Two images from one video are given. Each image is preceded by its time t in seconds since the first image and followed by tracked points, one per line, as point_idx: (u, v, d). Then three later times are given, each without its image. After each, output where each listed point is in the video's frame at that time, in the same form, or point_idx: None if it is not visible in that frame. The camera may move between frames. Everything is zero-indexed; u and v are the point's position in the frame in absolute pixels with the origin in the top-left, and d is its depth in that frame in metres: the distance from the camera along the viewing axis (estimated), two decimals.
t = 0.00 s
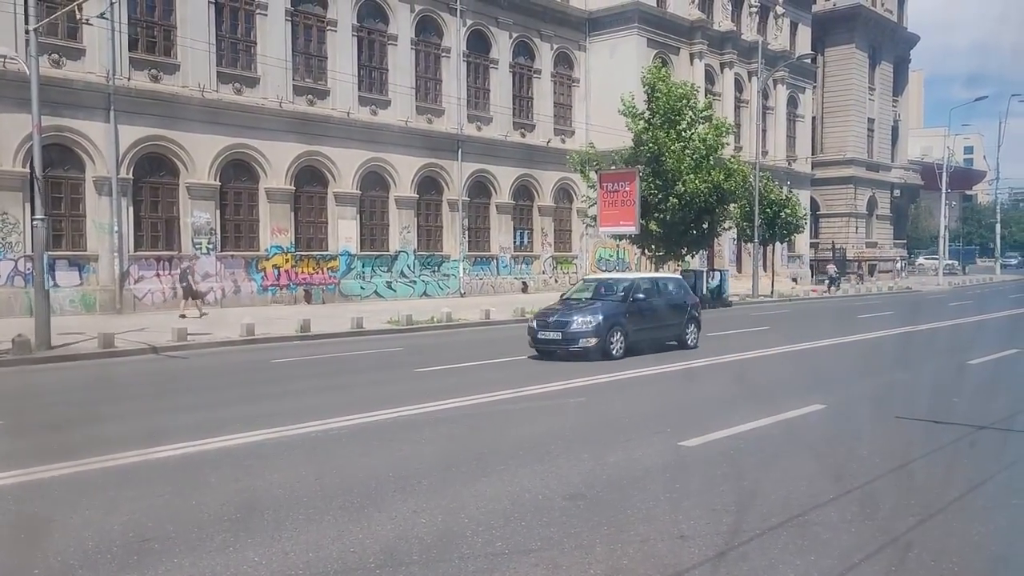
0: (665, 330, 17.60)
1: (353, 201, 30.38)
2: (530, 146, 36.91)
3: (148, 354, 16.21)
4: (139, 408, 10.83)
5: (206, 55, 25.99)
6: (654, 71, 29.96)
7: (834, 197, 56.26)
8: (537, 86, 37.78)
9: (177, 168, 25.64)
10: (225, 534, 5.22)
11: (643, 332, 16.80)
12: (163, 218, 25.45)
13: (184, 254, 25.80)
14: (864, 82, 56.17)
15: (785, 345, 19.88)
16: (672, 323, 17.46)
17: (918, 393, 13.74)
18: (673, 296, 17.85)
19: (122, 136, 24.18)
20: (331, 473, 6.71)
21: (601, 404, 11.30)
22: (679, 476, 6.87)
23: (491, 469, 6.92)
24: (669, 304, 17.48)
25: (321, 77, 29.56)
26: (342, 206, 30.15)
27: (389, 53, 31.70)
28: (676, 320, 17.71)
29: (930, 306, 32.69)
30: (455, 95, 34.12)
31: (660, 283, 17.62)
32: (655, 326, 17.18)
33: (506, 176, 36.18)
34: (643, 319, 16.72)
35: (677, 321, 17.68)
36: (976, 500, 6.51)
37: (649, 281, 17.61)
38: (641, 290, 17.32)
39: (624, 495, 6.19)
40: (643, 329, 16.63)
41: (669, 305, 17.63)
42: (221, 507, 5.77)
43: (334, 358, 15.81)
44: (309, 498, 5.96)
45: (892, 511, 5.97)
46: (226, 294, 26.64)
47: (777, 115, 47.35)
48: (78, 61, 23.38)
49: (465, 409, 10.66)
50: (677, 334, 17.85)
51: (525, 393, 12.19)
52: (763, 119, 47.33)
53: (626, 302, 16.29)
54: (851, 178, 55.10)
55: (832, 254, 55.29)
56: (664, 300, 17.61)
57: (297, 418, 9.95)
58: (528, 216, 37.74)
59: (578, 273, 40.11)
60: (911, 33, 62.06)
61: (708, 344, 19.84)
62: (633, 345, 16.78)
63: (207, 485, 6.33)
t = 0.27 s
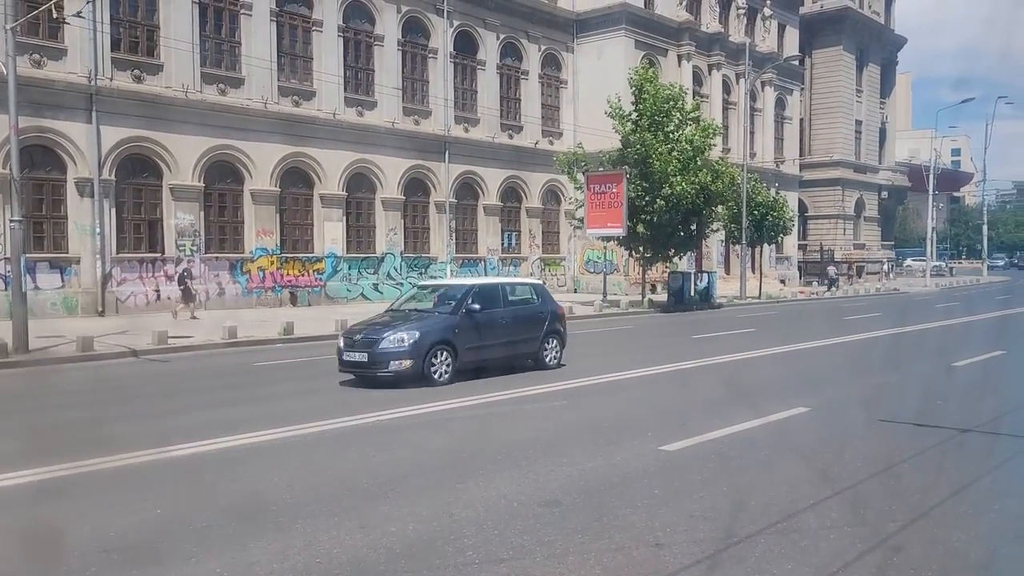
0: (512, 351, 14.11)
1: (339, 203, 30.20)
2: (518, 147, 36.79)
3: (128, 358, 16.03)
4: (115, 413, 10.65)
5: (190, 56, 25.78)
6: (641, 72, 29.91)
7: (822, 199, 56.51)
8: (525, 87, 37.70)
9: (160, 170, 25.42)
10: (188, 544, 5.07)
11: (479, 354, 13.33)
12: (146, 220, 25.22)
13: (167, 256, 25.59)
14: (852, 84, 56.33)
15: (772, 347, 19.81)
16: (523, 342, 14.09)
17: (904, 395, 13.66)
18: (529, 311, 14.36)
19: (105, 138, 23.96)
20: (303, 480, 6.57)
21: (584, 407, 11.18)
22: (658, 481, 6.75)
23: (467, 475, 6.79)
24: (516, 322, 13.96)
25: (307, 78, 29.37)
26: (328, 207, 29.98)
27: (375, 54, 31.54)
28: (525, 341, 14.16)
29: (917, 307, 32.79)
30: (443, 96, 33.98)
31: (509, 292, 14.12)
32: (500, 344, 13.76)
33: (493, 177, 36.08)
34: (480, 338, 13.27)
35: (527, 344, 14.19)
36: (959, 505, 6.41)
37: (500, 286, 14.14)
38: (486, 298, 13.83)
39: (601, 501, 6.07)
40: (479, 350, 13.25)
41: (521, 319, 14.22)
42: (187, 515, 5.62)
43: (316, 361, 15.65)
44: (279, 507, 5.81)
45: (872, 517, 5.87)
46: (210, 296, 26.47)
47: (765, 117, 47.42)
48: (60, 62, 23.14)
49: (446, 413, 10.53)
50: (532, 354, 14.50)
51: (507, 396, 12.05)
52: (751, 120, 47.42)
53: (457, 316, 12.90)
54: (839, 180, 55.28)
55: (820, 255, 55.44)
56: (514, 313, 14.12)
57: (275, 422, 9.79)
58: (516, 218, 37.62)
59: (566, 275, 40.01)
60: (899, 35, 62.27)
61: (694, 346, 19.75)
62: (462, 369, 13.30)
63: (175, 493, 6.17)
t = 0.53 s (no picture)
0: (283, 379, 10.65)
1: (324, 205, 29.98)
2: (506, 150, 36.63)
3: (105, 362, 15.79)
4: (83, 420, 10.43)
5: (172, 56, 25.53)
6: (628, 74, 29.82)
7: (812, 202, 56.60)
8: (512, 89, 37.56)
9: (142, 171, 25.14)
10: (138, 559, 4.88)
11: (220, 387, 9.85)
12: (128, 222, 24.92)
13: (149, 258, 25.30)
14: (840, 87, 56.42)
15: (757, 351, 19.69)
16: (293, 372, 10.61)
17: (888, 399, 13.54)
18: (295, 330, 10.72)
19: (86, 139, 23.69)
20: (267, 489, 6.38)
21: (563, 412, 11.02)
22: (630, 489, 6.60)
23: (435, 483, 6.61)
24: (269, 347, 10.32)
25: (292, 79, 29.17)
26: (313, 209, 29.74)
27: (361, 56, 31.36)
28: (283, 378, 10.49)
29: (903, 310, 32.80)
30: (430, 98, 33.81)
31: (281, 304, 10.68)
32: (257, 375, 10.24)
33: (481, 180, 35.90)
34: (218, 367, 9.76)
35: (289, 377, 10.57)
36: (938, 515, 6.27)
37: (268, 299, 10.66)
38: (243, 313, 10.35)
39: (571, 511, 5.90)
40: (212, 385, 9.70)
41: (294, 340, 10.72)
42: (140, 529, 5.43)
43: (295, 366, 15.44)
44: (238, 519, 5.63)
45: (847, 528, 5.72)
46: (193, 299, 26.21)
47: (754, 120, 47.39)
48: (40, 61, 22.86)
49: (422, 418, 10.35)
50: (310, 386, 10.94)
51: (487, 401, 11.87)
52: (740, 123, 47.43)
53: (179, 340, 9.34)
54: (827, 183, 55.42)
55: (809, 258, 55.55)
56: (285, 332, 10.64)
57: (246, 428, 9.60)
58: (504, 220, 37.45)
59: (554, 278, 39.85)
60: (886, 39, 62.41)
61: (680, 350, 19.61)
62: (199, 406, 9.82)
63: (132, 503, 5.98)
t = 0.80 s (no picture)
0: None
1: (306, 204, 29.67)
2: (490, 149, 36.39)
3: (74, 364, 15.48)
4: (44, 426, 10.16)
5: (149, 54, 25.19)
6: (612, 73, 29.64)
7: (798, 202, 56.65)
8: (497, 88, 37.32)
9: (119, 170, 24.80)
10: None
11: None
12: (104, 222, 24.57)
13: (127, 259, 24.96)
14: (827, 87, 56.43)
15: (738, 352, 19.52)
16: None
17: (869, 401, 13.38)
18: None
19: (61, 137, 23.33)
20: (217, 501, 6.14)
21: (536, 415, 10.82)
22: (596, 497, 6.40)
23: (394, 491, 6.40)
24: None
25: (272, 77, 28.86)
26: (294, 209, 29.42)
27: (343, 54, 31.06)
28: None
29: (887, 311, 32.76)
30: (413, 97, 33.53)
31: None
32: None
33: (465, 180, 35.65)
34: None
35: None
36: (910, 522, 6.09)
37: None
38: None
39: (531, 521, 5.70)
40: None
41: None
42: (78, 544, 5.19)
43: (269, 370, 15.17)
44: (181, 533, 5.39)
45: (816, 539, 5.54)
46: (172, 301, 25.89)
47: (740, 120, 47.29)
48: (14, 59, 22.49)
49: (392, 423, 10.13)
50: None
51: (460, 403, 11.64)
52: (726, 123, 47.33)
53: None
54: (814, 183, 55.50)
55: (795, 258, 55.59)
56: None
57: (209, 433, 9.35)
58: (489, 220, 37.21)
59: (539, 278, 39.62)
60: (873, 38, 62.48)
61: (662, 351, 19.42)
62: None
63: (74, 516, 5.74)
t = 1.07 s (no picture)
0: None
1: (288, 200, 29.31)
2: (476, 144, 36.08)
3: (42, 363, 15.14)
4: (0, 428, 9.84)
5: (127, 46, 24.79)
6: (597, 68, 29.37)
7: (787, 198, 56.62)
8: (483, 82, 36.98)
9: (96, 164, 24.41)
10: None
11: None
12: (81, 217, 24.19)
13: (104, 254, 24.58)
14: (816, 81, 56.30)
15: (721, 350, 19.26)
16: None
17: (853, 401, 13.13)
18: None
19: (36, 131, 22.93)
20: (159, 509, 5.86)
21: (508, 415, 10.54)
22: (556, 504, 6.14)
23: (345, 498, 6.13)
24: None
25: (253, 70, 28.46)
26: (276, 204, 29.05)
27: (326, 47, 30.70)
28: None
29: (874, 306, 32.63)
30: (397, 92, 33.19)
31: None
32: None
33: (451, 175, 35.33)
34: None
35: None
36: (881, 531, 5.86)
37: None
38: None
39: (485, 531, 5.44)
40: None
41: None
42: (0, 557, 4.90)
43: (242, 369, 14.86)
44: (114, 546, 5.11)
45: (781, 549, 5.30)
46: (151, 297, 25.53)
47: (729, 115, 47.07)
48: None
49: (359, 423, 9.85)
50: None
51: (432, 403, 11.36)
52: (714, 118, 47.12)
53: None
54: (803, 178, 55.46)
55: (784, 254, 55.53)
56: None
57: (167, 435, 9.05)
58: (475, 216, 36.92)
59: (526, 274, 39.33)
60: (862, 33, 62.32)
61: (644, 349, 19.15)
62: None
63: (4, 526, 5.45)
